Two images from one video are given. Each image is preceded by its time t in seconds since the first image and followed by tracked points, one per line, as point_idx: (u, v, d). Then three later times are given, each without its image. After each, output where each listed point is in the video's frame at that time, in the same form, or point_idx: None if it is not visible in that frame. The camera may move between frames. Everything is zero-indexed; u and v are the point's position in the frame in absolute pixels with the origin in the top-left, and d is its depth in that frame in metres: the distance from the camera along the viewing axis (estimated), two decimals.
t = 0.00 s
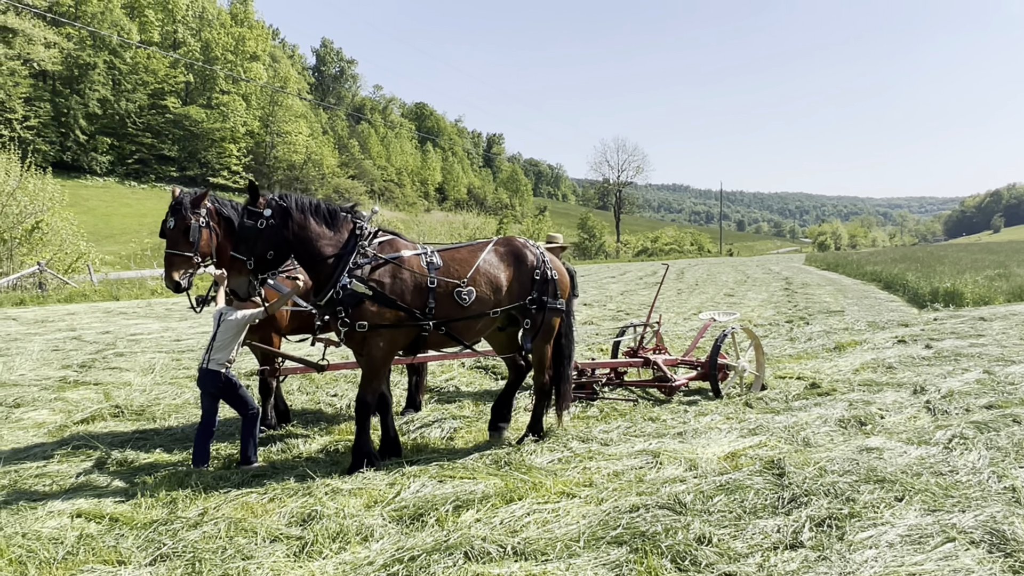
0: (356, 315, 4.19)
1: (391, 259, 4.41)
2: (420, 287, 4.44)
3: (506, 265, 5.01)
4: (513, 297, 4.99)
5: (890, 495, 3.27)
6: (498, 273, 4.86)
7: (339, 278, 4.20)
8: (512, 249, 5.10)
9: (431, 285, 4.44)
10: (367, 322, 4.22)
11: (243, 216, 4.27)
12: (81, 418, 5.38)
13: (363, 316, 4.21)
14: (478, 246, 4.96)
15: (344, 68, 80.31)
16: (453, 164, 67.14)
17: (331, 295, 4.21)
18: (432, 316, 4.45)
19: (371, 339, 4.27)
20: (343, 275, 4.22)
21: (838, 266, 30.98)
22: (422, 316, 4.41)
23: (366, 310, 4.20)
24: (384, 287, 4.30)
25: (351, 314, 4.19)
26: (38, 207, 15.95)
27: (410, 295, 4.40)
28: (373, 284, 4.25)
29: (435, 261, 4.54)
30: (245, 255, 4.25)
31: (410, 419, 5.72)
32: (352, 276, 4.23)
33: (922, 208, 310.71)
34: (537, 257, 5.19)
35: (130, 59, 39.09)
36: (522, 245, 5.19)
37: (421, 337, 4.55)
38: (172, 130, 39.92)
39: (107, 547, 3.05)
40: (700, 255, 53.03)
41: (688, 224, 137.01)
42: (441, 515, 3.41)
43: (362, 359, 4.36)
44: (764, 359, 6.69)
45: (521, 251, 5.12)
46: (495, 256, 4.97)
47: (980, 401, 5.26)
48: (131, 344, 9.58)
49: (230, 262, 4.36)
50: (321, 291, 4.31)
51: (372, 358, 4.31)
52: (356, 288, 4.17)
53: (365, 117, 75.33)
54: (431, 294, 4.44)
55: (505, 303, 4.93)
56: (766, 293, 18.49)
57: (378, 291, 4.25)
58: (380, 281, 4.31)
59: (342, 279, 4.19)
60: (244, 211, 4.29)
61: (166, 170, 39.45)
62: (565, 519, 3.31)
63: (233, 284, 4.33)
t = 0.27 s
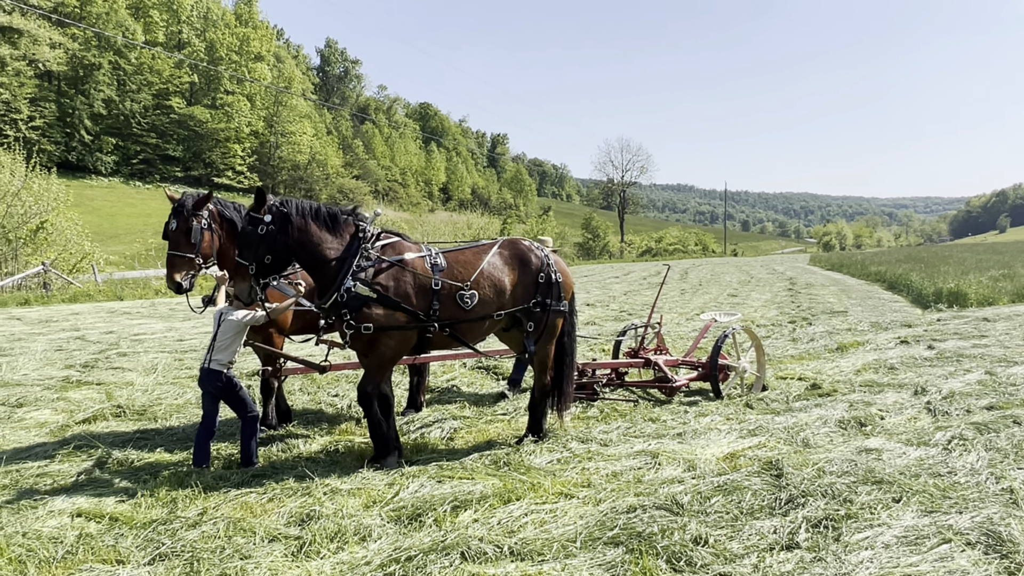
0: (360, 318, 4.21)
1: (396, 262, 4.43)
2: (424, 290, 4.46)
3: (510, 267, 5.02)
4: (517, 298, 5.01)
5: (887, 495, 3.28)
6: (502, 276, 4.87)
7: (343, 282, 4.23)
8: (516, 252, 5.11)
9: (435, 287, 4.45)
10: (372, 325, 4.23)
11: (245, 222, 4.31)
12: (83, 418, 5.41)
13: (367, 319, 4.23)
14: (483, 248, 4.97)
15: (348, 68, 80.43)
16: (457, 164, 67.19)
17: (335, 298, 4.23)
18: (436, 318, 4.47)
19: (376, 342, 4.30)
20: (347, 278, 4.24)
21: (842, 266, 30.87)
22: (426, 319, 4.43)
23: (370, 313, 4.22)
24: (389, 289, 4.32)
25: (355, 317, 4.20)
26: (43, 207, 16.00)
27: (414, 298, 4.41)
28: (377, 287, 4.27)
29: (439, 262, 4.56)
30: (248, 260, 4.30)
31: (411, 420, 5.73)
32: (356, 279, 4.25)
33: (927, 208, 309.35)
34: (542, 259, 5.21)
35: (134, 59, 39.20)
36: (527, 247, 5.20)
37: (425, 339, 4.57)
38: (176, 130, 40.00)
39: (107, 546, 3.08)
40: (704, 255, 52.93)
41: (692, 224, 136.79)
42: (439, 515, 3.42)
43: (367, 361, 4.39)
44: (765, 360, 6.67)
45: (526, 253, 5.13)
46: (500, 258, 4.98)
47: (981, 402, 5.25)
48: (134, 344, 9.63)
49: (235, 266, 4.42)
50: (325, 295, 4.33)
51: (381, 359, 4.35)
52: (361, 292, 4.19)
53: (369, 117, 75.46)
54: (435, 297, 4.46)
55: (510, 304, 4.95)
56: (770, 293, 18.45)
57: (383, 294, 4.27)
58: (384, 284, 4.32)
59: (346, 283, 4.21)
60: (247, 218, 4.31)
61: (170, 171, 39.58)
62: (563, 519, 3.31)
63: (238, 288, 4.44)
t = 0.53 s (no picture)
0: (365, 319, 4.23)
1: (400, 262, 4.43)
2: (429, 290, 4.46)
3: (514, 267, 5.03)
4: (521, 299, 5.03)
5: (881, 498, 3.29)
6: (506, 276, 4.89)
7: (348, 283, 4.23)
8: (521, 251, 5.12)
9: (440, 288, 4.46)
10: (376, 326, 4.25)
11: (248, 224, 4.28)
12: (83, 418, 5.44)
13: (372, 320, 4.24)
14: (487, 248, 4.98)
15: (352, 68, 80.52)
16: (460, 163, 67.23)
17: (340, 300, 4.24)
18: (440, 318, 4.48)
19: (380, 343, 4.32)
20: (352, 280, 4.25)
21: (846, 266, 30.81)
22: (431, 319, 4.43)
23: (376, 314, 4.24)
24: (394, 290, 4.32)
25: (360, 318, 4.23)
26: (46, 207, 16.03)
27: (419, 298, 4.41)
28: (383, 288, 4.28)
29: (444, 262, 4.57)
30: (252, 261, 4.25)
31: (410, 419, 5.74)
32: (361, 280, 4.25)
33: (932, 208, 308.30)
34: (545, 259, 5.22)
35: (138, 59, 39.33)
36: (531, 247, 5.20)
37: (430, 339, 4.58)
38: (179, 129, 40.08)
39: (103, 546, 3.10)
40: (707, 254, 52.87)
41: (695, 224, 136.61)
42: (434, 516, 3.43)
43: (375, 362, 4.43)
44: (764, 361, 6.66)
45: (530, 253, 5.13)
46: (504, 258, 5.00)
47: (980, 404, 5.24)
48: (135, 343, 9.67)
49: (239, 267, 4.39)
50: (330, 296, 4.33)
51: (395, 357, 4.38)
52: (367, 293, 4.20)
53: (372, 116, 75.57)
54: (440, 297, 4.47)
55: (513, 304, 4.96)
56: (772, 294, 18.43)
57: (389, 295, 4.27)
58: (389, 285, 4.32)
59: (351, 284, 4.21)
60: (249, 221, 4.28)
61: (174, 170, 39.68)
62: (558, 520, 3.33)
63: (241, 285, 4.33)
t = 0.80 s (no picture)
0: (371, 315, 4.24)
1: (407, 259, 4.45)
2: (435, 288, 4.47)
3: (519, 265, 5.07)
4: (526, 298, 5.05)
5: (877, 495, 3.31)
6: (512, 274, 4.92)
7: (355, 279, 4.25)
8: (527, 250, 5.16)
9: (446, 285, 4.47)
10: (383, 322, 4.27)
11: (257, 222, 4.35)
12: (84, 415, 5.47)
13: (378, 316, 4.25)
14: (494, 246, 5.01)
15: (354, 66, 80.53)
16: (462, 162, 67.21)
17: (346, 296, 4.25)
18: (446, 316, 4.49)
19: (387, 339, 4.33)
20: (359, 275, 4.26)
21: (847, 265, 30.81)
22: (436, 316, 4.44)
23: (382, 310, 4.25)
24: (401, 286, 4.34)
25: (367, 314, 4.24)
26: (48, 204, 16.06)
27: (425, 295, 4.42)
28: (389, 284, 4.29)
29: (451, 259, 4.59)
30: (261, 257, 4.33)
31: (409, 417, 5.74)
32: (367, 277, 4.26)
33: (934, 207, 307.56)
34: (550, 259, 5.26)
35: (140, 57, 39.40)
36: (537, 246, 5.24)
37: (436, 335, 4.59)
38: (181, 127, 40.12)
39: (103, 541, 3.13)
40: (709, 253, 52.83)
41: (697, 223, 136.49)
42: (433, 513, 3.45)
43: (380, 357, 4.43)
44: (764, 359, 6.64)
45: (535, 252, 5.17)
46: (511, 257, 5.02)
47: (978, 402, 5.25)
48: (137, 341, 9.70)
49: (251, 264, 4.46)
50: (336, 292, 4.36)
51: (394, 356, 4.41)
52: (372, 289, 4.21)
53: (374, 115, 75.59)
54: (446, 294, 4.48)
55: (518, 303, 4.99)
56: (773, 293, 18.42)
57: (394, 292, 4.28)
58: (396, 281, 4.34)
59: (357, 280, 4.23)
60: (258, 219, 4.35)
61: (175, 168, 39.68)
62: (554, 517, 3.34)
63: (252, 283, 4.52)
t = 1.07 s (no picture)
0: (379, 309, 4.27)
1: (416, 255, 4.48)
2: (442, 285, 4.50)
3: (526, 264, 5.09)
4: (531, 296, 5.09)
5: (876, 492, 3.35)
6: (519, 272, 4.95)
7: (363, 273, 4.28)
8: (534, 249, 5.19)
9: (454, 282, 4.51)
10: (390, 316, 4.29)
11: (278, 204, 4.30)
12: (88, 411, 5.51)
13: (386, 311, 4.28)
14: (501, 244, 5.04)
15: (354, 63, 80.39)
16: (462, 160, 67.17)
17: (355, 289, 4.28)
18: (452, 313, 4.52)
19: (393, 334, 4.37)
20: (367, 270, 4.30)
21: (847, 264, 30.84)
22: (442, 312, 4.47)
23: (389, 305, 4.28)
24: (409, 282, 4.37)
25: (373, 307, 4.26)
26: (49, 201, 16.10)
27: (431, 291, 4.45)
28: (397, 280, 4.33)
29: (458, 257, 4.61)
30: (278, 239, 4.26)
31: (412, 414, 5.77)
32: (375, 271, 4.30)
33: (934, 206, 307.51)
34: (557, 258, 5.29)
35: (141, 54, 39.38)
36: (545, 245, 5.28)
37: (442, 332, 4.63)
38: (182, 124, 40.09)
39: (111, 536, 3.16)
40: (709, 252, 52.84)
41: (697, 221, 136.42)
42: (436, 508, 3.49)
43: (386, 352, 4.47)
44: (763, 357, 6.67)
45: (542, 251, 5.21)
46: (518, 255, 5.05)
47: (976, 401, 5.29)
48: (139, 338, 9.73)
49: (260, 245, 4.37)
50: (346, 285, 4.39)
51: (400, 351, 4.43)
52: (380, 283, 4.25)
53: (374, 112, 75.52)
54: (453, 291, 4.51)
55: (524, 301, 5.02)
56: (773, 291, 18.46)
57: (402, 287, 4.32)
58: (405, 276, 4.38)
59: (366, 274, 4.27)
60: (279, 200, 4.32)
61: (176, 165, 39.65)
62: (557, 513, 3.37)
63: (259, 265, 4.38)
